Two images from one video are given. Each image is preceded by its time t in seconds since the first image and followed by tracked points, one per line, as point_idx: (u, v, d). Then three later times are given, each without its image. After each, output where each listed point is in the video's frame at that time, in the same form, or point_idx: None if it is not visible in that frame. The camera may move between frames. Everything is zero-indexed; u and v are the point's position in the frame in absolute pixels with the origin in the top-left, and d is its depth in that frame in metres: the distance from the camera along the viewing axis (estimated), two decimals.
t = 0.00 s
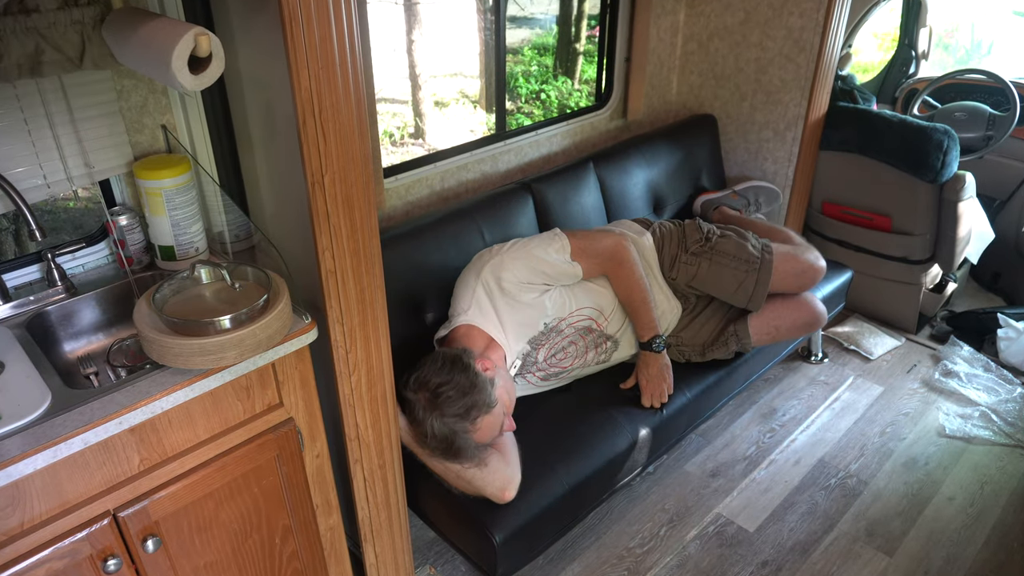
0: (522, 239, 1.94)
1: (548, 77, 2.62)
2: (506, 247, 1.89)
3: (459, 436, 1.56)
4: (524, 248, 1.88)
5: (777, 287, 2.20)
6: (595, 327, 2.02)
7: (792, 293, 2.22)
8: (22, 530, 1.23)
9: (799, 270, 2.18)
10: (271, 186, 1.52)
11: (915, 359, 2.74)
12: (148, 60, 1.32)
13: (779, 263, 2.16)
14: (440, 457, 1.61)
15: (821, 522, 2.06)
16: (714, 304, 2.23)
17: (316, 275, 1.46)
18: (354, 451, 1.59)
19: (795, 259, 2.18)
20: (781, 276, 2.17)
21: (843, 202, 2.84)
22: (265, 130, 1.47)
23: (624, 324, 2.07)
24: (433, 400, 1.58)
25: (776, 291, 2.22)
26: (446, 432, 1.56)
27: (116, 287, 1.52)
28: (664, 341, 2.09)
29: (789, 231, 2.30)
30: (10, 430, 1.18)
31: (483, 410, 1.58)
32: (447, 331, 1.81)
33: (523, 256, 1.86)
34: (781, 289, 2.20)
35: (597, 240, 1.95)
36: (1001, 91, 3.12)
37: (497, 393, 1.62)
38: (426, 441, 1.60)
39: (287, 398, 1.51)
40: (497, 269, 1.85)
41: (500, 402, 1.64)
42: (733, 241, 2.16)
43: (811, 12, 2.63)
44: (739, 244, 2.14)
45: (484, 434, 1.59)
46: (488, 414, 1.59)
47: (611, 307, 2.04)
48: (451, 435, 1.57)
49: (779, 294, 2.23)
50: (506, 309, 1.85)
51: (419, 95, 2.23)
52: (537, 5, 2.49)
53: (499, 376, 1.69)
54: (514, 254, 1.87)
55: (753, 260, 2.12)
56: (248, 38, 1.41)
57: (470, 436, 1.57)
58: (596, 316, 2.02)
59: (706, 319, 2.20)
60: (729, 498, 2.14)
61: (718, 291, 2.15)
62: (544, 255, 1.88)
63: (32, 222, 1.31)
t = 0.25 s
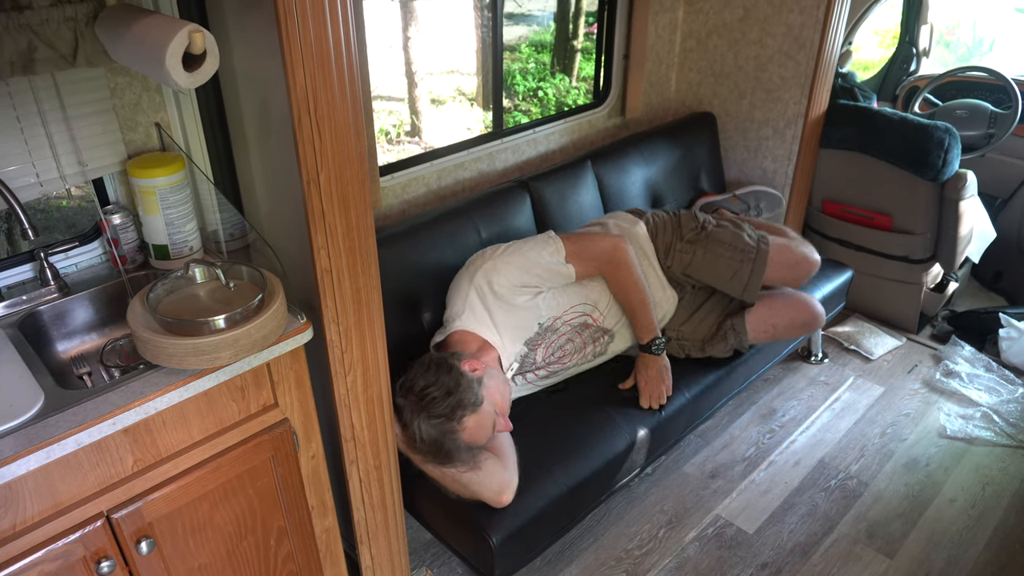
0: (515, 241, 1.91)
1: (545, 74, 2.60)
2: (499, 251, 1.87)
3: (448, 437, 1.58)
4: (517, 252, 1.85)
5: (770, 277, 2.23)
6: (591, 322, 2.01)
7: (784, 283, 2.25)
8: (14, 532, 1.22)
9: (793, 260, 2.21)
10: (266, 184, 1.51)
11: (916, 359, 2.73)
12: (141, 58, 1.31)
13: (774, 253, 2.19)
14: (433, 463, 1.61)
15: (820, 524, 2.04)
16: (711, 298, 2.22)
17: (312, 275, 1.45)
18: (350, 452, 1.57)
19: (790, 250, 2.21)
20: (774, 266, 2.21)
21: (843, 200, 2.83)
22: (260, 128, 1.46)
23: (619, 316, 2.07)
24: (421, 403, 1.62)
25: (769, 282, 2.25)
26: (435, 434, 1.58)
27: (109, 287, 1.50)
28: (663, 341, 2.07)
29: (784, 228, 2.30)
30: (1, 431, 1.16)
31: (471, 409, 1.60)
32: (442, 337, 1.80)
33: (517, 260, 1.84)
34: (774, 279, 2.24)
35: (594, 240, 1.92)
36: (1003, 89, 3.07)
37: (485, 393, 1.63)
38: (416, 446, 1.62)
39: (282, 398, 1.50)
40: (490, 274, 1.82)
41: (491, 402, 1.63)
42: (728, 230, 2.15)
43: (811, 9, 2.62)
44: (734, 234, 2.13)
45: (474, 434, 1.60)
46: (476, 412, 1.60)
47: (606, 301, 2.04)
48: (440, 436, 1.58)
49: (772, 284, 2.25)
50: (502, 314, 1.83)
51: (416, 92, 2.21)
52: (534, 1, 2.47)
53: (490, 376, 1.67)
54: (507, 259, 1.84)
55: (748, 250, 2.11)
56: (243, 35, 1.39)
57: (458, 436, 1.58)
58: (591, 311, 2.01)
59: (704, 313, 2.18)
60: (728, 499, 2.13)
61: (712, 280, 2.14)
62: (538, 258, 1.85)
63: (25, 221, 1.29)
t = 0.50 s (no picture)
0: (516, 248, 1.87)
1: (542, 72, 2.62)
2: (499, 262, 1.83)
3: (448, 430, 1.56)
4: (518, 264, 1.81)
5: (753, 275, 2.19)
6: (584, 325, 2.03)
7: (766, 284, 2.22)
8: (5, 534, 1.21)
9: (775, 262, 2.19)
10: (261, 183, 1.49)
11: (917, 359, 2.71)
12: (134, 54, 1.29)
13: (760, 252, 2.16)
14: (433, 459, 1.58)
15: (820, 525, 2.03)
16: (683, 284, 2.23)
17: (307, 274, 1.44)
18: (345, 453, 1.56)
19: (773, 251, 2.19)
20: (757, 267, 2.18)
21: (843, 198, 2.81)
22: (255, 125, 1.44)
23: (610, 315, 2.10)
24: (418, 398, 1.60)
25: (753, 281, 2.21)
26: (435, 427, 1.56)
27: (102, 286, 1.49)
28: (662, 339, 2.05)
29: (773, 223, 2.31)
30: None
31: (469, 399, 1.58)
32: (440, 343, 1.79)
33: (518, 274, 1.81)
34: (756, 280, 2.20)
35: (595, 248, 1.87)
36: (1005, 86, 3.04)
37: (484, 386, 1.63)
38: (416, 444, 1.59)
39: (277, 399, 1.48)
40: (491, 288, 1.80)
41: (490, 395, 1.62)
42: (717, 220, 2.14)
43: (811, 6, 2.61)
44: (722, 224, 2.13)
45: (473, 425, 1.58)
46: (474, 404, 1.59)
47: (598, 302, 2.05)
48: (439, 429, 1.56)
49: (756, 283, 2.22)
50: (502, 326, 1.82)
51: (411, 90, 2.21)
52: None
53: (487, 370, 1.68)
54: (508, 272, 1.80)
55: (735, 241, 2.11)
56: (237, 31, 1.38)
57: (457, 430, 1.56)
58: (585, 314, 2.03)
59: (677, 292, 2.21)
60: (728, 501, 2.11)
61: (700, 270, 2.13)
62: (541, 271, 1.81)
63: (16, 219, 1.28)
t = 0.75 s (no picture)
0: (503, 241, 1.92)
1: (539, 68, 2.56)
2: (489, 251, 1.86)
3: (450, 442, 1.54)
4: (508, 249, 1.86)
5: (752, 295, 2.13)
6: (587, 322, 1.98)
7: (766, 305, 2.16)
8: None
9: (778, 282, 2.14)
10: (255, 181, 1.48)
11: (918, 360, 2.70)
12: (127, 51, 1.28)
13: (760, 274, 2.12)
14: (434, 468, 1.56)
15: (820, 527, 2.02)
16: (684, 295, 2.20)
17: (301, 273, 1.42)
18: (340, 454, 1.54)
19: (776, 271, 2.14)
20: (757, 288, 2.13)
21: (843, 197, 2.79)
22: (249, 123, 1.43)
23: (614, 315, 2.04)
24: (422, 409, 1.57)
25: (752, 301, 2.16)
26: (437, 439, 1.54)
27: (94, 285, 1.47)
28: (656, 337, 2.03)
29: (777, 243, 2.28)
30: None
31: (475, 412, 1.56)
32: (437, 338, 1.77)
33: (509, 257, 1.84)
34: (756, 300, 2.14)
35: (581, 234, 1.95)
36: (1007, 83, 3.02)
37: (486, 396, 1.60)
38: (417, 454, 1.57)
39: (271, 399, 1.47)
40: (485, 275, 1.81)
41: (492, 404, 1.60)
42: (720, 246, 2.13)
43: (811, 2, 2.59)
44: (725, 250, 2.12)
45: (476, 437, 1.57)
46: (478, 416, 1.57)
47: (599, 304, 2.01)
48: (442, 441, 1.54)
49: (754, 304, 2.16)
50: (497, 314, 1.81)
51: (407, 87, 2.17)
52: None
53: (491, 377, 1.63)
54: (499, 257, 1.84)
55: (736, 267, 2.10)
56: (231, 28, 1.36)
57: (460, 442, 1.55)
58: (585, 314, 1.98)
59: (677, 306, 2.18)
60: (727, 503, 2.09)
61: (699, 291, 2.12)
62: (530, 254, 1.86)
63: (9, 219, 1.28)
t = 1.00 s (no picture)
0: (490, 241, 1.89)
1: (536, 65, 2.53)
2: (473, 253, 1.84)
3: (438, 441, 1.53)
4: (493, 250, 1.83)
5: (744, 292, 2.12)
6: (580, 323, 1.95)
7: (761, 301, 2.14)
8: None
9: (772, 276, 2.12)
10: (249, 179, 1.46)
11: (919, 360, 2.68)
12: (119, 47, 1.26)
13: (753, 266, 2.10)
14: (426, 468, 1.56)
15: (820, 529, 2.00)
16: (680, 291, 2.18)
17: (295, 273, 1.41)
18: (335, 455, 1.53)
19: (769, 265, 2.12)
20: (750, 282, 2.11)
21: (842, 196, 2.78)
22: (243, 121, 1.41)
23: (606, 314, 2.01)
24: (408, 409, 1.57)
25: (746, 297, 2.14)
26: (425, 439, 1.53)
27: (85, 284, 1.45)
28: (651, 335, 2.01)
29: (771, 237, 2.25)
30: None
31: (461, 408, 1.55)
32: (426, 339, 1.77)
33: (493, 259, 1.81)
34: (750, 296, 2.12)
35: (567, 233, 1.91)
36: (1009, 81, 3.02)
37: (473, 392, 1.59)
38: (408, 454, 1.56)
39: (265, 400, 1.45)
40: (470, 276, 1.79)
41: (480, 400, 1.59)
42: (709, 236, 2.10)
43: None
44: (715, 241, 2.09)
45: (465, 433, 1.55)
46: (465, 412, 1.56)
47: (592, 302, 1.98)
48: (430, 440, 1.53)
49: (748, 300, 2.14)
50: (485, 316, 1.79)
51: (402, 84, 2.14)
52: None
53: (479, 372, 1.63)
54: (482, 258, 1.81)
55: (728, 258, 2.08)
56: (225, 24, 1.35)
57: (449, 439, 1.54)
58: (578, 311, 1.95)
59: (675, 302, 2.16)
60: (726, 504, 2.08)
61: (692, 284, 2.10)
62: (517, 254, 1.83)
63: None
